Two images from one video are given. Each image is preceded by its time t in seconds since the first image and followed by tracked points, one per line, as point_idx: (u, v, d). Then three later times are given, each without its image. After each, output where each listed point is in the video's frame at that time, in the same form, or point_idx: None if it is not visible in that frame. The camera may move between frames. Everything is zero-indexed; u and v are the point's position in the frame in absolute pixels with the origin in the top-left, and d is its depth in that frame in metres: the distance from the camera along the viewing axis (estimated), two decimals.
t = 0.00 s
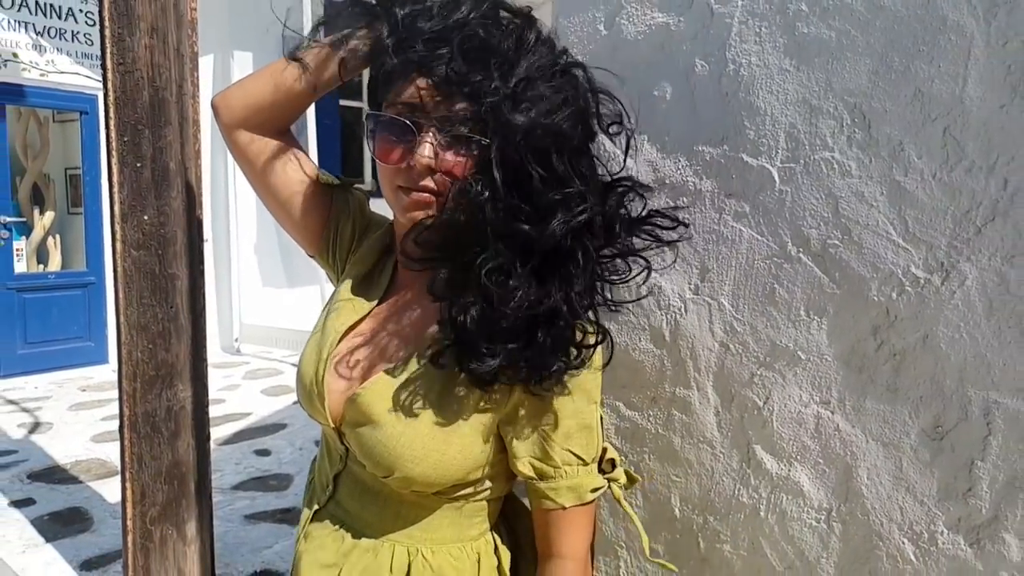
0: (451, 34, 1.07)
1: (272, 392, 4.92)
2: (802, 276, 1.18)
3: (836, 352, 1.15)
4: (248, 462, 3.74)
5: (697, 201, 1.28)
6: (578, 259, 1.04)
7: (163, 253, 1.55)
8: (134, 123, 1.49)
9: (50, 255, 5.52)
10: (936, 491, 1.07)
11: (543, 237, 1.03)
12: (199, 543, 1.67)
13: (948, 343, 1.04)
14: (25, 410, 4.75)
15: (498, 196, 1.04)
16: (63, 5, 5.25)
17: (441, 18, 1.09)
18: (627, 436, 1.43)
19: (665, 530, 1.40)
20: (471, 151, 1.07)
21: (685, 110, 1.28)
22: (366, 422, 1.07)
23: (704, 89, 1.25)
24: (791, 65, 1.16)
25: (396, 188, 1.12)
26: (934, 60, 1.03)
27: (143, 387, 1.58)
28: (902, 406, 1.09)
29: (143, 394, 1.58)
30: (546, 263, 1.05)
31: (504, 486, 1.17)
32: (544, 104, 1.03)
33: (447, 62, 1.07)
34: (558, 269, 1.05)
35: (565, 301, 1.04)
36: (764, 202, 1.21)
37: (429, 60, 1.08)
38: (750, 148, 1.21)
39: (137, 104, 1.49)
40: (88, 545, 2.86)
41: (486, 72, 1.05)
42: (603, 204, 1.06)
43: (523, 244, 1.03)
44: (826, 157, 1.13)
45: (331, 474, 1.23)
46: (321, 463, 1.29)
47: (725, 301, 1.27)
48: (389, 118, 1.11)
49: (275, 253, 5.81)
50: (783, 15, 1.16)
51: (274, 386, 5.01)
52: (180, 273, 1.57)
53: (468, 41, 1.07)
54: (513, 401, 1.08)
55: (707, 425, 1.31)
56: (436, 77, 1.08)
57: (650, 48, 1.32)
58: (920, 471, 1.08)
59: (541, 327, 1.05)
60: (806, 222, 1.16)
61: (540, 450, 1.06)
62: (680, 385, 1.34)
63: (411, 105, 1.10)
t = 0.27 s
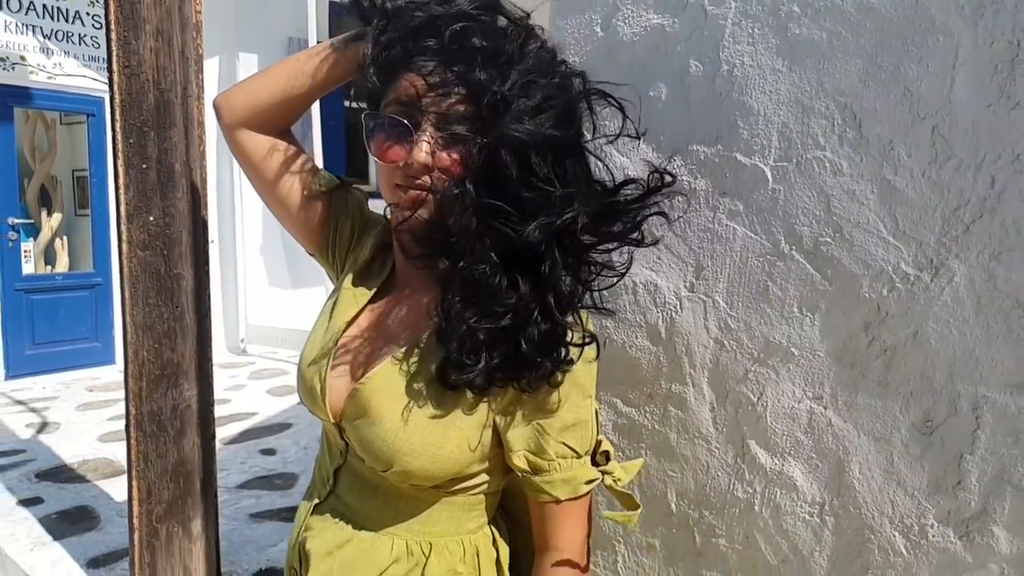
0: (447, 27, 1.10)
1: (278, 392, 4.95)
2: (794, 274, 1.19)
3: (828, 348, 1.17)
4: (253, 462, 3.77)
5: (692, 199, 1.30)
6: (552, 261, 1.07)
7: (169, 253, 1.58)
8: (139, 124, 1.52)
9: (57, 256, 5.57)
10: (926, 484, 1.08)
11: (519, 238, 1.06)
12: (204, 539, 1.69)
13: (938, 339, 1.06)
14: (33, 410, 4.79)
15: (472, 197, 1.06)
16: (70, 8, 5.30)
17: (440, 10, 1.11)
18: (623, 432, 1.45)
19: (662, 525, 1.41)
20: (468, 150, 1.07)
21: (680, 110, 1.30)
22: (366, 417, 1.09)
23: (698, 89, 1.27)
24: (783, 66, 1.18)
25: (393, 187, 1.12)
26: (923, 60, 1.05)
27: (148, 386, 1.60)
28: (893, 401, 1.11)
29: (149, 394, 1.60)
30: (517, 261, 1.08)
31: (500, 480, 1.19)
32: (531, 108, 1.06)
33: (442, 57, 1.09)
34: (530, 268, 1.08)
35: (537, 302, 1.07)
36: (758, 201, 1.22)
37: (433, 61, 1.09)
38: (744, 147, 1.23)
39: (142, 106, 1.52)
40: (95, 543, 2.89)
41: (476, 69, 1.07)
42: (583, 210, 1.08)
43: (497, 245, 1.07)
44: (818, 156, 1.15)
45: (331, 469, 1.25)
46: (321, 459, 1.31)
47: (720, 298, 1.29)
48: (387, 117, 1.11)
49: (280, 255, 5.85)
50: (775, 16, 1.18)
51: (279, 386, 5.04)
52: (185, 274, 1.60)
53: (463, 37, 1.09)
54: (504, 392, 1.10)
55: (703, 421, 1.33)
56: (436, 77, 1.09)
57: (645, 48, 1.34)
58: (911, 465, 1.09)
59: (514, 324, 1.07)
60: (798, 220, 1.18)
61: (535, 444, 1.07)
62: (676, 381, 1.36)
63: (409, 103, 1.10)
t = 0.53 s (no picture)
0: (449, 23, 1.12)
1: (284, 392, 4.98)
2: (789, 272, 1.21)
3: (821, 345, 1.19)
4: (260, 461, 3.80)
5: (688, 199, 1.32)
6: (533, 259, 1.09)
7: (176, 253, 1.62)
8: (146, 126, 1.55)
9: (66, 257, 5.62)
10: (919, 479, 1.09)
11: (505, 235, 1.08)
12: (211, 536, 1.72)
13: (929, 335, 1.07)
14: (42, 410, 4.84)
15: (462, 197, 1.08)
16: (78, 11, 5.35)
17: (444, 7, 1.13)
18: (620, 428, 1.47)
19: (660, 520, 1.43)
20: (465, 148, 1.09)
21: (676, 111, 1.32)
22: (366, 411, 1.12)
23: (695, 91, 1.29)
24: (777, 67, 1.19)
25: (393, 185, 1.14)
26: (914, 61, 1.06)
27: (155, 386, 1.64)
28: (885, 397, 1.12)
29: (156, 392, 1.64)
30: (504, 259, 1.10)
31: (499, 473, 1.21)
32: (522, 110, 1.08)
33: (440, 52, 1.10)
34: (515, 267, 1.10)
35: (523, 299, 1.09)
36: (752, 200, 1.24)
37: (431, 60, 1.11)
38: (739, 148, 1.25)
39: (149, 108, 1.55)
40: (103, 541, 2.93)
41: (471, 68, 1.09)
42: (572, 212, 1.10)
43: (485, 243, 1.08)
44: (812, 156, 1.17)
45: (333, 464, 1.27)
46: (323, 453, 1.33)
47: (715, 296, 1.31)
48: (388, 117, 1.13)
49: (286, 258, 5.92)
50: (769, 18, 1.20)
51: (285, 386, 5.07)
52: (191, 273, 1.64)
53: (463, 34, 1.11)
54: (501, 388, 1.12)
55: (699, 417, 1.35)
56: (435, 79, 1.11)
57: (642, 50, 1.36)
58: (903, 460, 1.11)
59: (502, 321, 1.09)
60: (792, 219, 1.20)
61: (532, 438, 1.10)
62: (673, 378, 1.38)
63: (410, 104, 1.12)
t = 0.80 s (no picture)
0: (465, 30, 1.16)
1: (297, 393, 5.03)
2: (790, 270, 1.23)
3: (823, 342, 1.20)
4: (273, 461, 3.84)
5: (690, 198, 1.34)
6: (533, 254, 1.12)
7: (189, 255, 1.65)
8: (160, 129, 1.59)
9: (82, 260, 5.70)
10: (919, 474, 1.10)
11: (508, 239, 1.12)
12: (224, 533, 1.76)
13: (928, 331, 1.09)
14: (60, 412, 4.91)
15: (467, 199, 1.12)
16: (93, 17, 5.43)
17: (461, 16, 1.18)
18: (625, 425, 1.49)
19: (666, 516, 1.45)
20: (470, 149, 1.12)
21: (678, 111, 1.34)
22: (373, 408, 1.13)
23: (696, 91, 1.31)
24: (777, 67, 1.21)
25: (398, 185, 1.17)
26: (911, 61, 1.08)
27: (169, 386, 1.68)
28: (886, 393, 1.14)
29: (170, 393, 1.68)
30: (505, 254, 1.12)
31: (504, 468, 1.23)
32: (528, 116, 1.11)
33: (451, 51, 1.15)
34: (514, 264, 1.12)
35: (520, 294, 1.11)
36: (754, 198, 1.26)
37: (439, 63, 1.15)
38: (740, 147, 1.27)
39: (162, 112, 1.59)
40: (120, 540, 2.98)
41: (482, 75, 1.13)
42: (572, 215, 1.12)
43: (486, 238, 1.10)
44: (812, 155, 1.18)
45: (342, 459, 1.30)
46: (332, 448, 1.36)
47: (718, 294, 1.32)
48: (394, 119, 1.16)
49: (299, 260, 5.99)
50: (769, 19, 1.22)
51: (298, 388, 5.11)
52: (205, 275, 1.67)
53: (477, 41, 1.15)
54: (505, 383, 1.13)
55: (703, 414, 1.36)
56: (440, 81, 1.14)
57: (644, 52, 1.38)
58: (904, 455, 1.12)
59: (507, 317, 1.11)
60: (793, 217, 1.21)
61: (536, 432, 1.11)
62: (677, 375, 1.40)
63: (415, 106, 1.14)
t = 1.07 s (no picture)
0: (490, 32, 1.19)
1: (318, 394, 5.09)
2: (800, 266, 1.24)
3: (832, 337, 1.21)
4: (295, 461, 3.90)
5: (701, 196, 1.36)
6: (549, 249, 1.15)
7: (211, 257, 1.73)
8: (182, 134, 1.67)
9: (107, 264, 5.80)
10: (930, 467, 1.11)
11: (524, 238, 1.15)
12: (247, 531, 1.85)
13: (937, 326, 1.09)
14: (87, 413, 5.01)
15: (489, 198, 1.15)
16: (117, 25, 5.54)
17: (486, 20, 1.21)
18: (639, 421, 1.50)
19: (679, 512, 1.46)
20: (480, 149, 1.15)
21: (688, 110, 1.35)
22: (388, 404, 1.16)
23: (705, 90, 1.33)
24: (785, 66, 1.23)
25: (412, 185, 1.20)
26: (917, 58, 1.09)
27: (192, 386, 1.77)
28: (895, 386, 1.14)
29: (193, 393, 1.77)
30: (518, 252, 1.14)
31: (517, 462, 1.25)
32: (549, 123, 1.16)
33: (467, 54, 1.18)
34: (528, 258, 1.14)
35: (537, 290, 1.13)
36: (763, 195, 1.27)
37: (454, 66, 1.18)
38: (749, 145, 1.28)
39: (184, 117, 1.66)
40: (146, 538, 3.04)
41: (504, 78, 1.16)
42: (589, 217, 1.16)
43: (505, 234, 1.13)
44: (820, 152, 1.20)
45: (358, 453, 1.33)
46: (349, 443, 1.39)
47: (729, 291, 1.34)
48: (406, 120, 1.19)
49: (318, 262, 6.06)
50: (776, 18, 1.24)
51: (319, 389, 5.17)
52: (226, 277, 1.75)
53: (502, 43, 1.18)
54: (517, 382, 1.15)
55: (715, 410, 1.38)
56: (450, 83, 1.16)
57: (654, 53, 1.40)
58: (914, 448, 1.12)
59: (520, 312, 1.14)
60: (802, 214, 1.23)
61: (547, 427, 1.13)
62: (689, 371, 1.41)
63: (427, 107, 1.17)
